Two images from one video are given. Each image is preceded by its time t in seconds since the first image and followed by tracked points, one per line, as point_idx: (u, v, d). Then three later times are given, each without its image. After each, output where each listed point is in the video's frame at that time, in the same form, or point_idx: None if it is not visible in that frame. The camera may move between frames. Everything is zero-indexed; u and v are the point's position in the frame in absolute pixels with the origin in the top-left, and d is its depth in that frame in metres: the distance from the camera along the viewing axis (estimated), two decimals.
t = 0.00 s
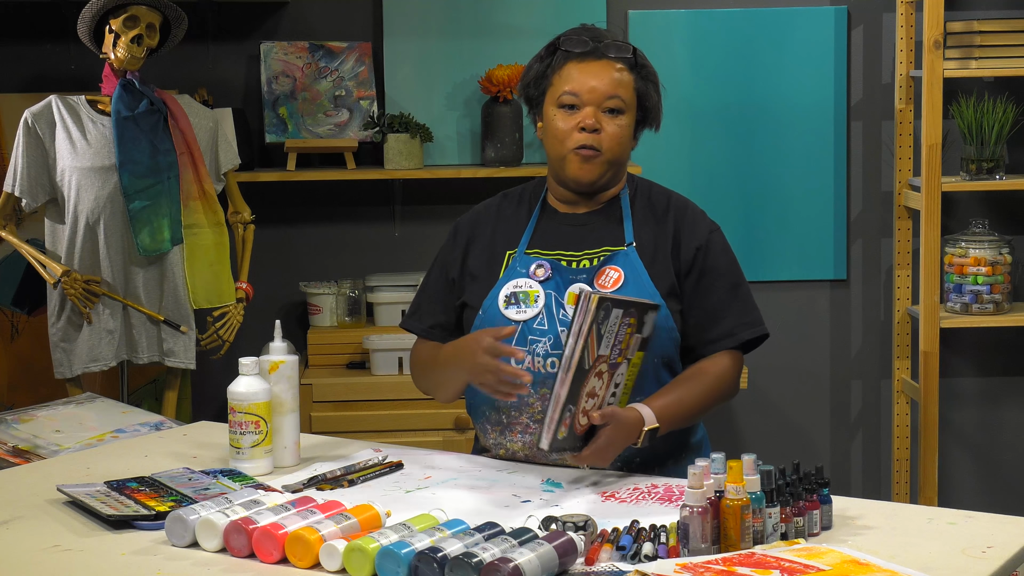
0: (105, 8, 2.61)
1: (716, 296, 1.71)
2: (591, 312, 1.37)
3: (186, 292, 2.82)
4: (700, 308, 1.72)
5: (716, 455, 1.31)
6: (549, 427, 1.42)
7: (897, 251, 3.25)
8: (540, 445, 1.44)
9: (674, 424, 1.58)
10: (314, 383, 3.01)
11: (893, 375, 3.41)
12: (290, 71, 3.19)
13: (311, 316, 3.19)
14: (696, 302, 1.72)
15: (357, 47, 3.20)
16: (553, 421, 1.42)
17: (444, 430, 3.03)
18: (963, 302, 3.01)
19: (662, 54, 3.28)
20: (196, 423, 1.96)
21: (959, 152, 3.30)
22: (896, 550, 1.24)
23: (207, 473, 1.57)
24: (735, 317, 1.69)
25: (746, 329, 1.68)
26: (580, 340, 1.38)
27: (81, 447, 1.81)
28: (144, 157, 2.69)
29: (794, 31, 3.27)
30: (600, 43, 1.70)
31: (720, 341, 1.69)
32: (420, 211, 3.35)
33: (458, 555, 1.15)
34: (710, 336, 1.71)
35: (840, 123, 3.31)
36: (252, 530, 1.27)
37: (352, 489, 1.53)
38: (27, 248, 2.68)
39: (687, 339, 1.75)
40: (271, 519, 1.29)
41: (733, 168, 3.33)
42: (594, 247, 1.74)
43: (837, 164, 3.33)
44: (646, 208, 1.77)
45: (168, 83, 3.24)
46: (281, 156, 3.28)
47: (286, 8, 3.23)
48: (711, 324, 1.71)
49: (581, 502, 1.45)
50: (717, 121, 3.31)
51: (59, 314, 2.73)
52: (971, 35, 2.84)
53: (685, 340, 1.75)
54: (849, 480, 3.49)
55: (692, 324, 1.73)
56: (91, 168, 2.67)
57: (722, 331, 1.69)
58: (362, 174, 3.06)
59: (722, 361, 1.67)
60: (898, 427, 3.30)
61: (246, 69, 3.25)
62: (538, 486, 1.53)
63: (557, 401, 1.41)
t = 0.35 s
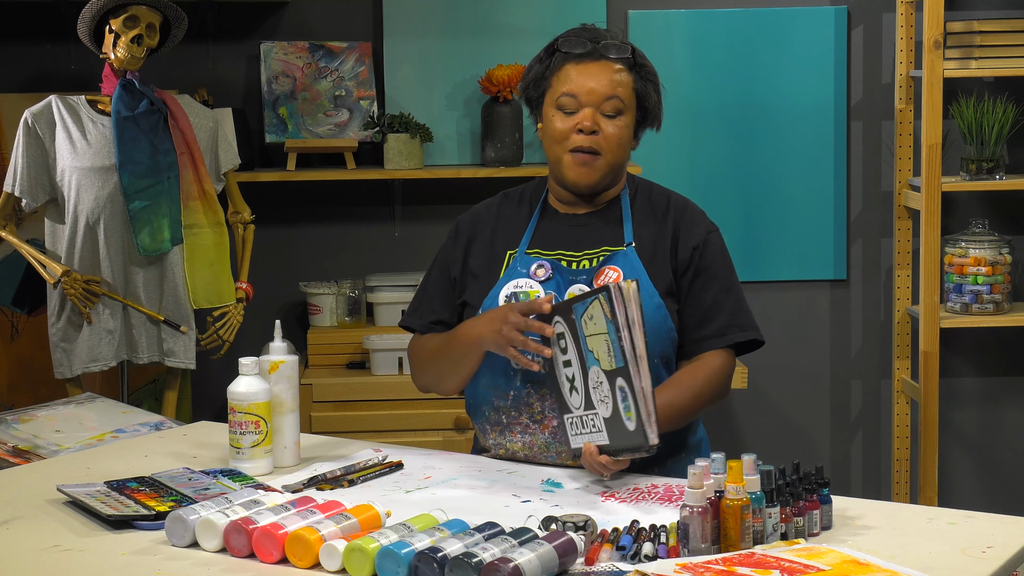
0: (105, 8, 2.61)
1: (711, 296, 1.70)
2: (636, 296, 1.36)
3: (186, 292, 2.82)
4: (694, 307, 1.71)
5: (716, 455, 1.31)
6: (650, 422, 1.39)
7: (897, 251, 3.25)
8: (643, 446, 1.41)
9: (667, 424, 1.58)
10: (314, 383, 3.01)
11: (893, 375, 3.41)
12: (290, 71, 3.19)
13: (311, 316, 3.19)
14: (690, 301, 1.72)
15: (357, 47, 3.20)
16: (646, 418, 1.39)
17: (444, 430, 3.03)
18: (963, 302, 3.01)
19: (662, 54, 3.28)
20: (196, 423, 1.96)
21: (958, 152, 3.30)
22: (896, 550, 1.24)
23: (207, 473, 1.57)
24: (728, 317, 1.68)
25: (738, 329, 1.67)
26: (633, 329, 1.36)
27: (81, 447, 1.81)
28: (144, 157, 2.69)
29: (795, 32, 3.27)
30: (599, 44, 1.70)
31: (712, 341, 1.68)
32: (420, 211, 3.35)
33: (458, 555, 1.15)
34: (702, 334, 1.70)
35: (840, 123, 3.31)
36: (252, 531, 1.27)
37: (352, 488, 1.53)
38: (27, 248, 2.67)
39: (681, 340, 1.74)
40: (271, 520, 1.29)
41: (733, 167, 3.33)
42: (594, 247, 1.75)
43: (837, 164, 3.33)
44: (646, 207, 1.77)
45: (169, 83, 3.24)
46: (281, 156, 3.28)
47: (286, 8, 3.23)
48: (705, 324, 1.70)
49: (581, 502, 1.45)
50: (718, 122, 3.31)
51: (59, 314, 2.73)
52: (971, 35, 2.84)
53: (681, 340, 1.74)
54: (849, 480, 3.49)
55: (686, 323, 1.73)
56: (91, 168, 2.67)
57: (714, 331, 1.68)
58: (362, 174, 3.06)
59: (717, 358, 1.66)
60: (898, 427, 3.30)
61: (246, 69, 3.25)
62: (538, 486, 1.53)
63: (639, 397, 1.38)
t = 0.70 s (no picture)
0: (105, 8, 2.61)
1: (721, 301, 1.71)
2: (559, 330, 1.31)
3: (186, 292, 2.82)
4: (703, 312, 1.72)
5: (717, 455, 1.31)
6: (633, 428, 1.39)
7: (897, 251, 3.25)
8: (635, 449, 1.42)
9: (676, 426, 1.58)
10: (314, 383, 3.01)
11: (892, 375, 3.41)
12: (290, 71, 3.19)
13: (311, 316, 3.19)
14: (699, 305, 1.72)
15: (357, 47, 3.20)
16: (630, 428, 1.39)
17: (444, 430, 3.03)
18: (963, 302, 3.01)
19: (662, 54, 3.28)
20: (196, 423, 1.96)
21: (958, 152, 3.30)
22: (896, 550, 1.24)
23: (207, 473, 1.57)
24: (739, 322, 1.70)
25: (752, 333, 1.69)
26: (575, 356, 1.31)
27: (81, 448, 1.81)
28: (144, 157, 2.69)
29: (794, 32, 3.27)
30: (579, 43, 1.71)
31: (723, 346, 1.70)
32: (420, 211, 3.35)
33: (458, 555, 1.15)
34: (712, 341, 1.71)
35: (840, 123, 3.31)
36: (252, 530, 1.27)
37: (352, 489, 1.53)
38: (27, 248, 2.67)
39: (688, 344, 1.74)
40: (271, 519, 1.29)
41: (733, 168, 3.33)
42: (596, 250, 1.74)
43: (837, 163, 3.33)
44: (649, 211, 1.77)
45: (169, 83, 3.24)
46: (281, 156, 3.28)
47: (286, 8, 3.23)
48: (716, 329, 1.71)
49: (581, 502, 1.45)
50: (715, 121, 3.31)
51: (59, 314, 2.73)
52: (971, 35, 2.84)
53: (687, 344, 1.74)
54: (849, 480, 3.49)
55: (694, 328, 1.73)
56: (91, 168, 2.67)
57: (727, 336, 1.70)
58: (362, 174, 3.06)
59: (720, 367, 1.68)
60: (898, 427, 3.30)
61: (246, 69, 3.25)
62: (538, 487, 1.53)
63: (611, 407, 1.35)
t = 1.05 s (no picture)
0: (105, 8, 2.61)
1: (712, 297, 1.69)
2: (615, 289, 1.29)
3: (185, 292, 2.82)
4: (695, 309, 1.71)
5: (717, 455, 1.31)
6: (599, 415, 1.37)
7: (897, 251, 3.24)
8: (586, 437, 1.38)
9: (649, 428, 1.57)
10: (314, 383, 3.01)
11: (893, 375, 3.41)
12: (290, 71, 3.19)
13: (311, 316, 3.19)
14: (691, 302, 1.72)
15: (357, 47, 3.20)
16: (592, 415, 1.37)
17: (444, 430, 3.03)
18: (963, 302, 3.01)
19: (661, 54, 3.28)
20: (196, 423, 1.96)
21: (958, 152, 3.30)
22: (896, 550, 1.24)
23: (207, 473, 1.57)
24: (727, 321, 1.68)
25: (739, 333, 1.66)
26: (603, 313, 1.30)
27: (81, 447, 1.81)
28: (144, 157, 2.69)
29: (794, 32, 3.27)
30: (575, 48, 1.69)
31: (710, 343, 1.68)
32: (420, 211, 3.35)
33: (458, 555, 1.15)
34: (703, 336, 1.70)
35: (840, 123, 3.31)
36: (252, 530, 1.27)
37: (351, 489, 1.53)
38: (26, 248, 2.67)
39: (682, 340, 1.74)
40: (271, 519, 1.29)
41: (733, 168, 3.33)
42: (596, 248, 1.74)
43: (838, 163, 3.33)
44: (648, 209, 1.76)
45: (169, 84, 3.24)
46: (281, 156, 3.28)
47: (286, 8, 3.23)
48: (704, 327, 1.70)
49: (581, 502, 1.45)
50: (715, 121, 3.31)
51: (59, 314, 2.73)
52: (971, 35, 2.84)
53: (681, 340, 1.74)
54: (849, 480, 3.49)
55: (687, 325, 1.73)
56: (91, 168, 2.67)
57: (713, 334, 1.68)
58: (362, 174, 3.06)
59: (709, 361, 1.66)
60: (898, 427, 3.30)
61: (246, 69, 3.25)
62: (538, 486, 1.53)
63: (597, 377, 1.30)
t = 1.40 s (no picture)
0: (105, 8, 2.61)
1: (715, 295, 1.70)
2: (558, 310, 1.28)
3: (186, 292, 2.82)
4: (698, 308, 1.71)
5: (717, 455, 1.31)
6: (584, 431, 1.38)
7: (897, 251, 3.24)
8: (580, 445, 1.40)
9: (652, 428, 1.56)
10: (314, 383, 3.01)
11: (893, 375, 3.41)
12: (290, 71, 3.19)
13: (311, 316, 3.19)
14: (693, 301, 1.72)
15: (357, 48, 3.20)
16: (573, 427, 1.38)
17: (445, 430, 3.03)
18: (963, 302, 3.01)
19: (662, 53, 3.28)
20: (196, 423, 1.96)
21: (958, 152, 3.30)
22: (896, 550, 1.24)
23: (207, 473, 1.57)
24: (729, 320, 1.68)
25: (741, 331, 1.67)
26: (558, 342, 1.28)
27: (81, 447, 1.81)
28: (144, 157, 2.69)
29: (795, 33, 3.27)
30: (591, 51, 1.68)
31: (713, 342, 1.69)
32: (420, 211, 3.35)
33: (458, 555, 1.15)
34: (705, 335, 1.70)
35: (840, 123, 3.31)
36: (252, 531, 1.27)
37: (352, 489, 1.53)
38: (26, 248, 2.67)
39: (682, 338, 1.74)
40: (271, 520, 1.29)
41: (732, 168, 3.33)
42: (597, 247, 1.74)
43: (837, 163, 3.33)
44: (650, 209, 1.76)
45: (168, 84, 3.24)
46: (281, 156, 3.28)
47: (286, 8, 3.23)
48: (706, 326, 1.70)
49: (581, 502, 1.45)
50: (716, 122, 3.31)
51: (59, 314, 2.73)
52: (971, 35, 2.84)
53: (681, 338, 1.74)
54: (849, 480, 3.49)
55: (689, 324, 1.73)
56: (91, 168, 2.67)
57: (715, 333, 1.69)
58: (362, 174, 3.06)
59: (718, 358, 1.66)
60: (898, 427, 3.30)
61: (246, 69, 3.25)
62: (538, 486, 1.53)
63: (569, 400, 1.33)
